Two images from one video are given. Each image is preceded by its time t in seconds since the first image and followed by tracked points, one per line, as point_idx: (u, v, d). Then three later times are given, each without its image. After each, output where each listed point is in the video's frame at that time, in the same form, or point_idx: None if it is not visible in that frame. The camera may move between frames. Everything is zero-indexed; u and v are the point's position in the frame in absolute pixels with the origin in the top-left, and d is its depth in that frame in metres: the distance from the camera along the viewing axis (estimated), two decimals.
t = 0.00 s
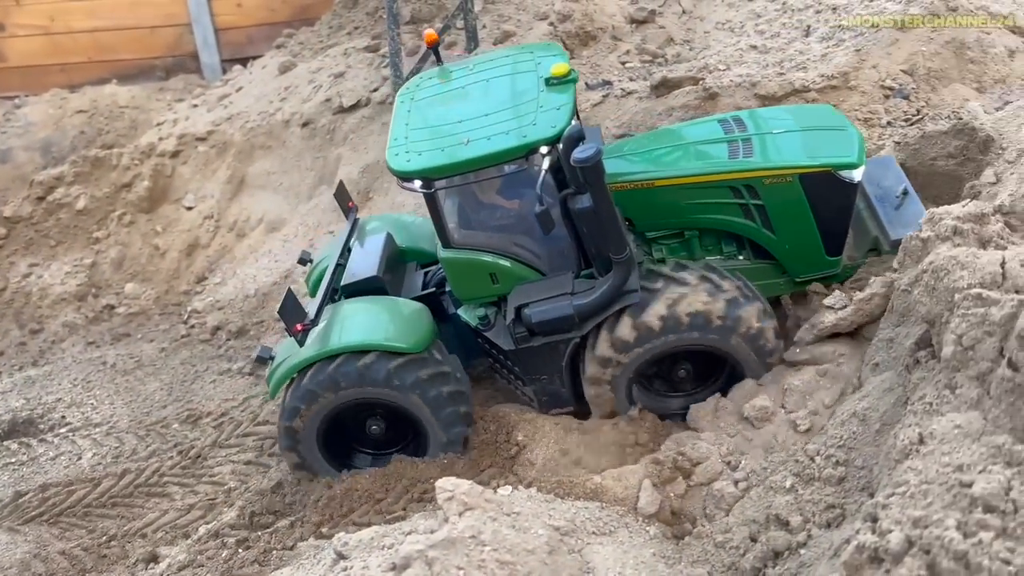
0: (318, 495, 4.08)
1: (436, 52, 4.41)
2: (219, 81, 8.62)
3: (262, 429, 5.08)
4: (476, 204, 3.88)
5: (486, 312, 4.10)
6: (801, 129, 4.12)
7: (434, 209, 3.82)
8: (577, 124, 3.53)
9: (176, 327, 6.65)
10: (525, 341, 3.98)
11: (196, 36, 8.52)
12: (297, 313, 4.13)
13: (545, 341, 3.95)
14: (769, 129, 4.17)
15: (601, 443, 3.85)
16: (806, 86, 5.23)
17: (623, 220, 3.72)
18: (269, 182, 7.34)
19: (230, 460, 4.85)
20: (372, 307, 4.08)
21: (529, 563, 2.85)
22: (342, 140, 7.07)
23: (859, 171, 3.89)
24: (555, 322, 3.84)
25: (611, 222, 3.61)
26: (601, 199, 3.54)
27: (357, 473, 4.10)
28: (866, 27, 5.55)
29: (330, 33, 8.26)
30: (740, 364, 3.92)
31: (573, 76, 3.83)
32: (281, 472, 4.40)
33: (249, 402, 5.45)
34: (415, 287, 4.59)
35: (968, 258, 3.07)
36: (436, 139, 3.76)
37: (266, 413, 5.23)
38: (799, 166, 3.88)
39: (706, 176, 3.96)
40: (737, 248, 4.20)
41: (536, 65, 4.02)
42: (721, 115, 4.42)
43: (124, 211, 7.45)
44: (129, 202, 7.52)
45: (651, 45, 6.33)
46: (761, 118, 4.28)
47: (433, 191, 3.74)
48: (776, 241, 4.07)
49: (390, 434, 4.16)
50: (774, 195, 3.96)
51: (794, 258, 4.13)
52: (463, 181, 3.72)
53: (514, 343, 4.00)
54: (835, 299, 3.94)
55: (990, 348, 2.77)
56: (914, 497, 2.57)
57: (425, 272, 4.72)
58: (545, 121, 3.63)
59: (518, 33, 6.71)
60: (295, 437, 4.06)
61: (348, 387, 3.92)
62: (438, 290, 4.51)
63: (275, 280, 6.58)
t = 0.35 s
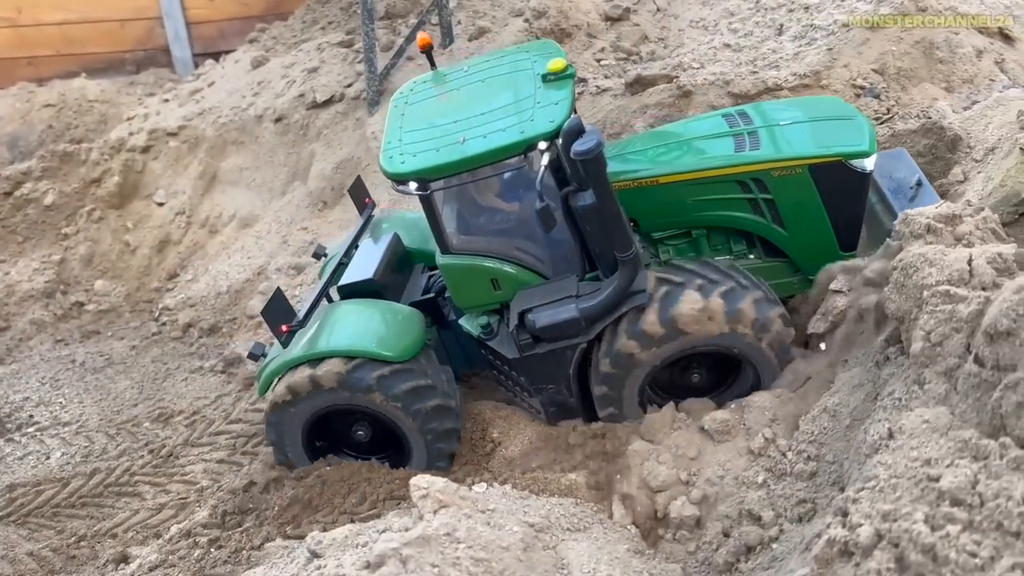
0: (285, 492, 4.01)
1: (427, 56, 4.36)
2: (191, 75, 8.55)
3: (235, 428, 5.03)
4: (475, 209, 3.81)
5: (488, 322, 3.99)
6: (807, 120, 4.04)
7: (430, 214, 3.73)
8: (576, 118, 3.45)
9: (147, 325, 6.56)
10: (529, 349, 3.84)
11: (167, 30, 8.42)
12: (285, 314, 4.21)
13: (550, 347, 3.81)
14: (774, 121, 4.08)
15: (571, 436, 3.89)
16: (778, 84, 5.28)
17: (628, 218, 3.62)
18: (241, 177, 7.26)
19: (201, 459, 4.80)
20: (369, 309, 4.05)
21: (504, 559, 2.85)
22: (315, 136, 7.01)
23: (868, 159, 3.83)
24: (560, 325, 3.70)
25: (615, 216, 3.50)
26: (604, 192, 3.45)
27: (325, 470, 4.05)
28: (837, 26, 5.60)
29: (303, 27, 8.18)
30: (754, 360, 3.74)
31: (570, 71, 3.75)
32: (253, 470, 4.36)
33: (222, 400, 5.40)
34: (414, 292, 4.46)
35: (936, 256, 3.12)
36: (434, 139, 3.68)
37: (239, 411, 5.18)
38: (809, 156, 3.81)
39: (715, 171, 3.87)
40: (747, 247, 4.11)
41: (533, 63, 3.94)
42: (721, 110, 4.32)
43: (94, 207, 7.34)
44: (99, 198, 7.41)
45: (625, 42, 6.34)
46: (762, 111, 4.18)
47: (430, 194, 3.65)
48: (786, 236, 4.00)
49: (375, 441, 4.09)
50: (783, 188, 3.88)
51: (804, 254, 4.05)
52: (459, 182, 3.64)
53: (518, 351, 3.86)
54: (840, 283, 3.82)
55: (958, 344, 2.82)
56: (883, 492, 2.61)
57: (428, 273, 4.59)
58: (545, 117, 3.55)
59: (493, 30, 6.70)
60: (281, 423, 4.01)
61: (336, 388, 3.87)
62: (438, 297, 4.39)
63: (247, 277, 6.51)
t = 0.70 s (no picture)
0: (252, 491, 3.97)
1: (416, 62, 4.30)
2: (161, 68, 8.44)
3: (204, 425, 4.97)
4: (471, 211, 3.63)
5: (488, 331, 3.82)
6: (812, 110, 3.81)
7: (425, 217, 3.57)
8: (576, 106, 3.28)
9: (114, 320, 6.48)
10: (534, 356, 3.63)
11: (137, 21, 8.30)
12: (266, 312, 4.46)
13: (555, 354, 3.59)
14: (778, 113, 3.85)
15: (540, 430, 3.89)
16: (750, 83, 5.31)
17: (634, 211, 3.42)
18: (211, 172, 7.17)
19: (168, 456, 4.74)
20: (361, 309, 4.01)
21: (472, 557, 2.84)
22: (287, 130, 6.93)
23: (877, 147, 3.60)
24: (565, 329, 3.49)
25: (621, 208, 3.30)
26: (609, 182, 3.25)
27: (293, 468, 4.02)
28: (809, 25, 5.62)
29: (275, 21, 8.08)
30: (771, 361, 3.46)
31: (567, 65, 3.56)
32: (222, 467, 4.31)
33: (190, 397, 5.33)
34: (411, 296, 4.38)
35: (901, 253, 3.15)
36: (425, 136, 3.52)
37: (207, 408, 5.12)
38: (815, 144, 3.58)
39: (717, 164, 3.65)
40: (754, 246, 3.87)
41: (528, 58, 3.76)
42: (723, 107, 4.11)
43: (61, 201, 7.23)
44: (66, 191, 7.30)
45: (599, 39, 6.32)
46: (765, 105, 3.97)
47: (424, 193, 3.51)
48: (796, 232, 3.75)
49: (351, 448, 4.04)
50: (790, 180, 3.65)
51: (816, 251, 3.80)
52: (455, 180, 3.48)
53: (523, 360, 3.66)
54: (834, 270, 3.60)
55: (922, 341, 2.85)
56: (848, 487, 2.63)
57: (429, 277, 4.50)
58: (542, 110, 3.39)
59: (467, 25, 6.66)
60: (268, 400, 3.95)
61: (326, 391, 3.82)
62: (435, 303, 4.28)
63: (217, 272, 6.44)
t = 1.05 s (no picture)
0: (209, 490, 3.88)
1: (394, 64, 4.25)
2: (129, 60, 8.30)
3: (168, 423, 4.90)
4: (452, 209, 3.51)
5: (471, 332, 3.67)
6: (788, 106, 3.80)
7: (404, 211, 3.45)
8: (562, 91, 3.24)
9: (78, 317, 6.37)
10: (520, 356, 3.49)
11: (105, 13, 8.18)
12: (236, 309, 4.47)
13: (542, 354, 3.46)
14: (759, 110, 3.82)
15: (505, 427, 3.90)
16: (719, 81, 5.33)
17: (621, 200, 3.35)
18: (179, 166, 7.07)
19: (131, 455, 4.67)
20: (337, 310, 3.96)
21: (434, 556, 2.82)
22: (256, 125, 6.85)
23: (860, 138, 3.61)
24: (551, 326, 3.36)
25: (610, 196, 3.22)
26: (597, 168, 3.17)
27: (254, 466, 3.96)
28: (778, 23, 5.62)
29: (245, 14, 7.97)
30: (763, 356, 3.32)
31: (548, 58, 3.52)
32: (186, 466, 4.26)
33: (155, 394, 5.26)
34: (391, 302, 4.28)
35: (863, 252, 3.17)
36: (405, 126, 3.41)
37: (172, 406, 5.05)
38: (800, 137, 3.56)
39: (702, 158, 3.58)
40: (739, 246, 3.78)
41: (503, 55, 3.73)
42: (701, 108, 4.05)
43: (24, 194, 7.10)
44: (29, 185, 7.17)
45: (571, 36, 6.29)
46: (744, 104, 3.93)
47: (404, 185, 3.38)
48: (782, 228, 3.70)
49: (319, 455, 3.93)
50: (775, 174, 3.61)
51: (802, 248, 3.75)
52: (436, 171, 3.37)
53: (508, 360, 3.52)
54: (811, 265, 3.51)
55: (882, 338, 2.88)
56: (809, 484, 2.64)
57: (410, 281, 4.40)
58: (527, 97, 3.32)
59: (438, 20, 6.63)
60: (243, 397, 3.86)
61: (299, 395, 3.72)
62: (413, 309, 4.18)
63: (183, 268, 6.36)
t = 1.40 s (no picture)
0: (175, 487, 3.86)
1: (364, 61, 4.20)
2: (101, 53, 8.22)
3: (137, 419, 4.85)
4: (426, 203, 3.49)
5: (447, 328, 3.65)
6: (759, 100, 3.83)
7: (378, 205, 3.41)
8: (537, 79, 3.24)
9: (48, 312, 6.29)
10: (498, 350, 3.47)
11: (77, 6, 8.11)
12: (204, 309, 4.43)
13: (520, 347, 3.45)
14: (730, 104, 3.84)
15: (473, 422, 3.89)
16: (692, 76, 5.36)
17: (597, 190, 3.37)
18: (151, 160, 7.00)
19: (100, 450, 4.62)
20: (308, 307, 3.89)
21: (401, 548, 2.81)
22: (229, 118, 6.80)
23: (830, 130, 3.65)
24: (529, 318, 3.34)
25: (587, 186, 3.23)
26: (574, 156, 3.18)
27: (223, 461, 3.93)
28: (751, 19, 5.65)
29: (220, 7, 7.89)
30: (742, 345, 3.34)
31: (522, 50, 3.51)
32: (154, 461, 4.22)
33: (125, 390, 5.20)
34: (365, 299, 4.25)
35: (829, 244, 3.21)
36: (377, 117, 3.37)
37: (142, 401, 5.01)
38: (772, 129, 3.60)
39: (676, 151, 3.60)
40: (713, 240, 3.79)
41: (475, 47, 3.71)
42: (673, 104, 4.06)
43: None
44: None
45: (546, 31, 6.27)
46: (715, 98, 3.95)
47: (378, 176, 3.34)
48: (756, 221, 3.72)
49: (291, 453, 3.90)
50: (748, 166, 3.63)
51: (776, 241, 3.78)
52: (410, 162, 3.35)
53: (486, 355, 3.50)
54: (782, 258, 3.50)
55: (846, 329, 2.91)
56: (773, 474, 2.66)
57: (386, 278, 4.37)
58: (503, 87, 3.31)
59: (413, 14, 6.61)
60: (213, 395, 3.80)
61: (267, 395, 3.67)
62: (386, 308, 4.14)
63: (155, 263, 6.30)
